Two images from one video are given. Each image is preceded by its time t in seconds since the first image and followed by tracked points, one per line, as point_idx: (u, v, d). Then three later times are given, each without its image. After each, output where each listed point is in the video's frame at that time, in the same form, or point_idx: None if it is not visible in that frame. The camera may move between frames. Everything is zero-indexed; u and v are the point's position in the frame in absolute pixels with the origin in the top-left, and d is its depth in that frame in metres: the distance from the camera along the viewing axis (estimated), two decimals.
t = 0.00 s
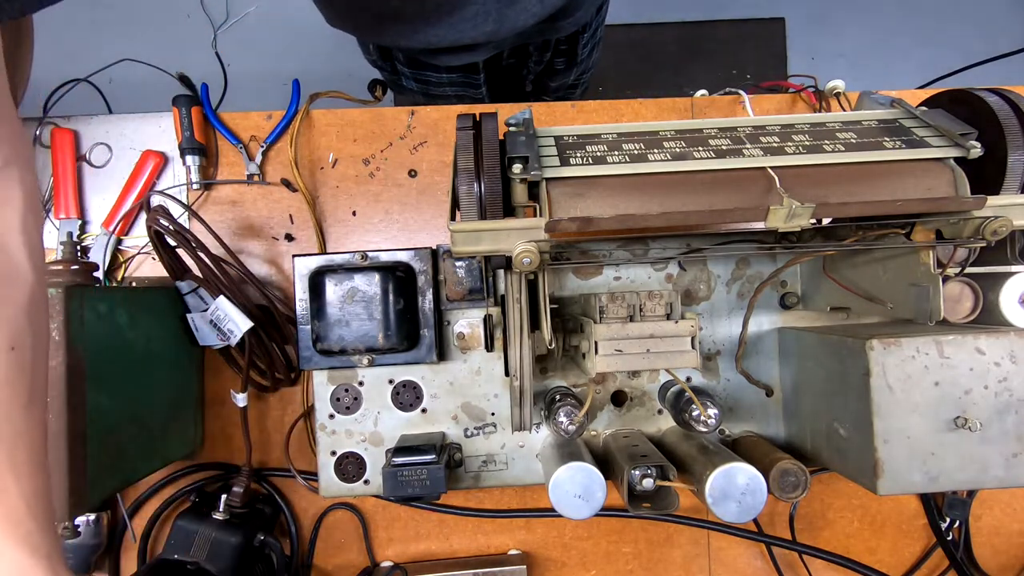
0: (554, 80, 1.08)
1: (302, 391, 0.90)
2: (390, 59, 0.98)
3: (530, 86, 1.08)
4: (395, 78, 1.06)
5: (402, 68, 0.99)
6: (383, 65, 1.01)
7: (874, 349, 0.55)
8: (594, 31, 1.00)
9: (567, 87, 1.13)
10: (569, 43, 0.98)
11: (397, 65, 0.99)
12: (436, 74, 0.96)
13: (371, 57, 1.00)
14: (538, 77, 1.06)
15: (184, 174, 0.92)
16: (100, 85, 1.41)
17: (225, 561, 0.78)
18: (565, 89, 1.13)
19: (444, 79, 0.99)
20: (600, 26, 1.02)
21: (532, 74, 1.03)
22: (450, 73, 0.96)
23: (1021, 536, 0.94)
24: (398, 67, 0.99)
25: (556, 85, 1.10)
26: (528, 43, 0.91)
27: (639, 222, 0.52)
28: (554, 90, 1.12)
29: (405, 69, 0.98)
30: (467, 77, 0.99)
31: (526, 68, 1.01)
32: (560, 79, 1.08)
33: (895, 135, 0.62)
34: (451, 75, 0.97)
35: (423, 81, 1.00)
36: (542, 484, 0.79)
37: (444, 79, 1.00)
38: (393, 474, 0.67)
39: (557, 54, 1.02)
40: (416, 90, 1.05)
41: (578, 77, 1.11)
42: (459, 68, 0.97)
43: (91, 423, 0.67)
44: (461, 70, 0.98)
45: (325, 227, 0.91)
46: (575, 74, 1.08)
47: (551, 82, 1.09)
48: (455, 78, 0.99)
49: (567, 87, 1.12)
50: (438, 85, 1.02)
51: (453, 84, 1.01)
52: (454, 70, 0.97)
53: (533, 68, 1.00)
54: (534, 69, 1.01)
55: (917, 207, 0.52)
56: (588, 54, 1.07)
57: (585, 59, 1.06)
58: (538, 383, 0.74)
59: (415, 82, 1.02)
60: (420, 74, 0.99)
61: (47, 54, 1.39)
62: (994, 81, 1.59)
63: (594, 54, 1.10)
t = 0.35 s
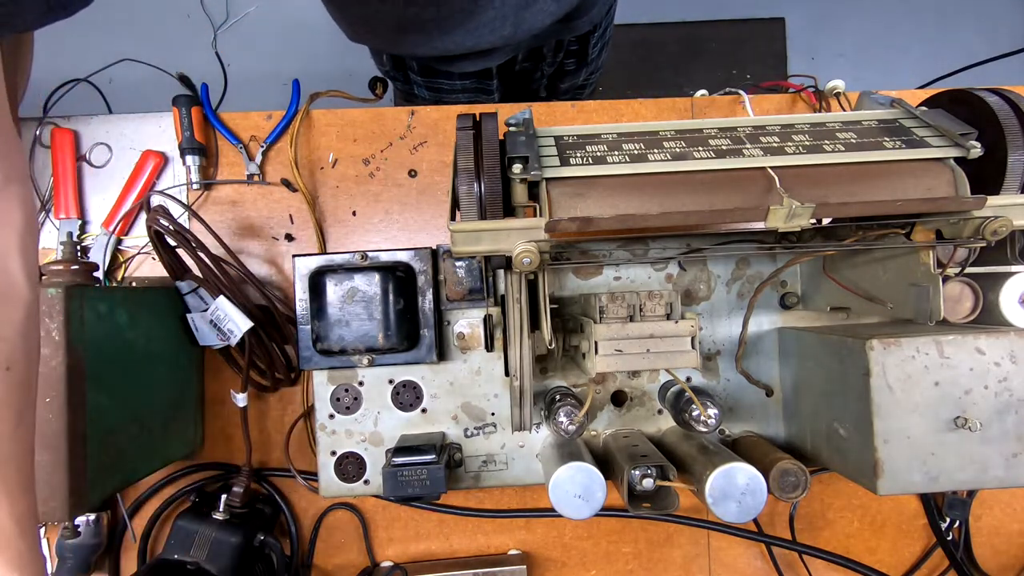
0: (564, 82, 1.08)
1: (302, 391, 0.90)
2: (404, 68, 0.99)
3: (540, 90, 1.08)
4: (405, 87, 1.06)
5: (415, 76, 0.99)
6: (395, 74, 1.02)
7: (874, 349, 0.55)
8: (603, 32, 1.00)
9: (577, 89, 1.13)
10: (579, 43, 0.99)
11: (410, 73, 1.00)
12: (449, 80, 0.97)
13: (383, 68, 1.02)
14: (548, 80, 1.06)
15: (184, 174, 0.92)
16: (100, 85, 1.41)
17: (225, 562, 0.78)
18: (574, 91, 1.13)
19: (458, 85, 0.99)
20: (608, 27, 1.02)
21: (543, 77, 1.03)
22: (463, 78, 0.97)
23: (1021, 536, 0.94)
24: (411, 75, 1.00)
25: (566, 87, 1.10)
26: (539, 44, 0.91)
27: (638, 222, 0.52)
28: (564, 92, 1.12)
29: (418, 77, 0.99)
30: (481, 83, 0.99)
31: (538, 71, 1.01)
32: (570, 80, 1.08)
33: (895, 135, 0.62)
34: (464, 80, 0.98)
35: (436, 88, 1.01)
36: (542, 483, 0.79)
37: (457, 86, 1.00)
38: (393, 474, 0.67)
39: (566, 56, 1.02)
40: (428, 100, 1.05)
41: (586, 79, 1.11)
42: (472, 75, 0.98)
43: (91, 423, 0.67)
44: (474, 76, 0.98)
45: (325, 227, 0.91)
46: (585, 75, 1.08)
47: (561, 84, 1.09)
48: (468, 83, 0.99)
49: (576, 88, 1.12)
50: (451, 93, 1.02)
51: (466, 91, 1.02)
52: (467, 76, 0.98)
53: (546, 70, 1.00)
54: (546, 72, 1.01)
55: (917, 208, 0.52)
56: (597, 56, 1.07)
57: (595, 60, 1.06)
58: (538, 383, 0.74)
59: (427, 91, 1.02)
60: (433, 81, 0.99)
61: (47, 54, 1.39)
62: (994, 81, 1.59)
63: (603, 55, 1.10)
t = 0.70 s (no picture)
0: (565, 80, 1.08)
1: (302, 391, 0.90)
2: (404, 64, 0.99)
3: (541, 87, 1.08)
4: (406, 83, 1.06)
5: (415, 73, 0.99)
6: (396, 71, 1.02)
7: (874, 349, 0.55)
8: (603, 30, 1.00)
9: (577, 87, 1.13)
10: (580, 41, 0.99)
11: (411, 69, 1.00)
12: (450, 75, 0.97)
13: (384, 63, 1.02)
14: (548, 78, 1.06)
15: (184, 174, 0.92)
16: (100, 85, 1.41)
17: (225, 562, 0.78)
18: (574, 90, 1.13)
19: (458, 82, 0.99)
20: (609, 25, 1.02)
21: (544, 75, 1.03)
22: (464, 74, 0.97)
23: (1021, 536, 0.94)
24: (412, 72, 1.00)
25: (567, 85, 1.10)
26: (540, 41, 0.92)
27: (638, 222, 0.52)
28: (564, 91, 1.12)
29: (419, 73, 0.98)
30: (481, 79, 1.00)
31: (539, 68, 1.01)
32: (571, 78, 1.08)
33: (895, 135, 0.62)
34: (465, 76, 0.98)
35: (437, 85, 1.01)
36: (542, 484, 0.79)
37: (458, 83, 1.00)
38: (393, 474, 0.67)
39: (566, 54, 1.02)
40: (429, 96, 1.05)
41: (587, 77, 1.11)
42: (473, 71, 0.98)
43: (91, 423, 0.67)
44: (475, 73, 0.98)
45: (325, 227, 0.91)
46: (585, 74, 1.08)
47: (562, 82, 1.09)
48: (468, 80, 0.99)
49: (576, 87, 1.12)
50: (451, 90, 1.02)
51: (467, 87, 1.02)
52: (468, 73, 0.98)
53: (547, 68, 1.00)
54: (547, 69, 1.01)
55: (917, 208, 0.52)
56: (598, 54, 1.07)
57: (595, 58, 1.06)
58: (538, 383, 0.74)
59: (428, 87, 1.02)
60: (433, 78, 0.99)
61: (47, 54, 1.40)
62: (994, 82, 1.59)
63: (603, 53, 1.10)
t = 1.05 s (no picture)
0: (565, 81, 1.08)
1: (302, 391, 0.90)
2: (405, 67, 0.99)
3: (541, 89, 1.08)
4: (406, 86, 1.06)
5: (416, 75, 0.99)
6: (397, 74, 1.02)
7: (874, 349, 0.55)
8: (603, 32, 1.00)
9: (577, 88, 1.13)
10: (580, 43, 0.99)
11: (411, 73, 1.00)
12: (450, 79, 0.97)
13: (384, 65, 1.02)
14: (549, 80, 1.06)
15: (184, 174, 0.92)
16: (100, 85, 1.41)
17: (225, 562, 0.78)
18: (574, 91, 1.13)
19: (459, 84, 0.99)
20: (609, 27, 1.02)
21: (544, 77, 1.03)
22: (464, 77, 0.97)
23: (1021, 536, 0.94)
24: (413, 75, 1.00)
25: (567, 87, 1.10)
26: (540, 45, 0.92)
27: (638, 222, 0.52)
28: (564, 92, 1.12)
29: (420, 76, 0.99)
30: (481, 82, 1.00)
31: (539, 71, 1.01)
32: (571, 80, 1.08)
33: (895, 135, 0.62)
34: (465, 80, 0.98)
35: (437, 88, 1.01)
36: (542, 484, 0.79)
37: (458, 86, 1.01)
38: (393, 474, 0.67)
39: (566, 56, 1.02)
40: (429, 99, 1.06)
41: (587, 78, 1.11)
42: (473, 74, 0.98)
43: (91, 423, 0.68)
44: (475, 76, 0.98)
45: (325, 227, 0.91)
46: (585, 76, 1.08)
47: (562, 84, 1.09)
48: (469, 83, 0.99)
49: (576, 88, 1.12)
50: (452, 92, 1.02)
51: (467, 90, 1.02)
52: (468, 76, 0.98)
53: (547, 70, 1.00)
54: (547, 71, 1.01)
55: (917, 208, 0.52)
56: (598, 56, 1.07)
57: (595, 60, 1.06)
58: (538, 383, 0.74)
59: (428, 90, 1.03)
60: (434, 80, 0.99)
61: (48, 55, 1.40)
62: (994, 82, 1.59)
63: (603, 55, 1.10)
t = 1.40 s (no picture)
0: (564, 83, 1.08)
1: (302, 391, 0.90)
2: (405, 72, 0.99)
3: (541, 91, 1.08)
4: (406, 91, 1.07)
5: (415, 80, 1.00)
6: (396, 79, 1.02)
7: (874, 349, 0.55)
8: (602, 34, 1.00)
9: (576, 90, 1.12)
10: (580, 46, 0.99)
11: (411, 78, 1.00)
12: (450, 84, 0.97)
13: (384, 71, 1.02)
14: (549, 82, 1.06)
15: (184, 174, 0.92)
16: (100, 85, 1.41)
17: (225, 562, 0.78)
18: (574, 92, 1.13)
19: (458, 89, 0.99)
20: (608, 29, 1.02)
21: (544, 80, 1.03)
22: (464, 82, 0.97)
23: (1021, 536, 0.94)
24: (412, 79, 1.00)
25: (567, 89, 1.10)
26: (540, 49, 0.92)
27: (638, 222, 0.52)
28: (564, 94, 1.12)
29: (419, 82, 0.99)
30: (481, 86, 1.00)
31: (539, 74, 1.01)
32: (571, 82, 1.08)
33: (895, 135, 0.62)
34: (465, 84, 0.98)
35: (437, 93, 1.01)
36: (542, 484, 0.79)
37: (458, 90, 1.01)
38: (393, 474, 0.67)
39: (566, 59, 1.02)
40: (429, 102, 1.06)
41: (587, 80, 1.11)
42: (473, 78, 0.98)
43: (91, 424, 0.67)
44: (475, 80, 0.99)
45: (325, 228, 0.91)
46: (584, 77, 1.08)
47: (561, 86, 1.09)
48: (469, 87, 0.99)
49: (576, 90, 1.12)
50: (452, 96, 1.02)
51: (467, 94, 1.02)
52: (468, 81, 0.98)
53: (547, 73, 1.00)
54: (547, 75, 1.01)
55: (917, 208, 0.52)
56: (598, 57, 1.07)
57: (594, 62, 1.06)
58: (538, 383, 0.74)
59: (428, 94, 1.03)
60: (434, 85, 0.99)
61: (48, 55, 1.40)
62: (994, 82, 1.59)
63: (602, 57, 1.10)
